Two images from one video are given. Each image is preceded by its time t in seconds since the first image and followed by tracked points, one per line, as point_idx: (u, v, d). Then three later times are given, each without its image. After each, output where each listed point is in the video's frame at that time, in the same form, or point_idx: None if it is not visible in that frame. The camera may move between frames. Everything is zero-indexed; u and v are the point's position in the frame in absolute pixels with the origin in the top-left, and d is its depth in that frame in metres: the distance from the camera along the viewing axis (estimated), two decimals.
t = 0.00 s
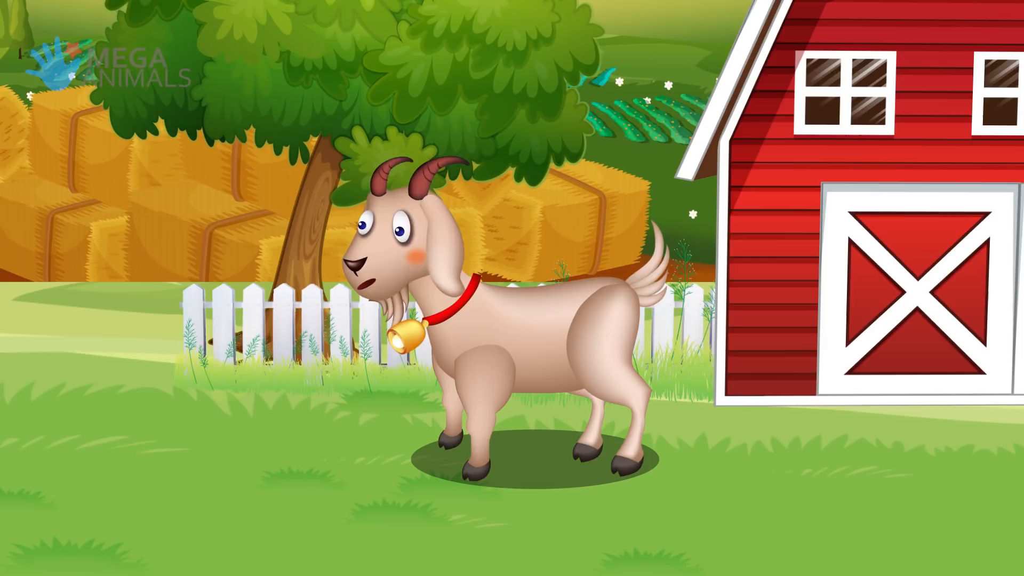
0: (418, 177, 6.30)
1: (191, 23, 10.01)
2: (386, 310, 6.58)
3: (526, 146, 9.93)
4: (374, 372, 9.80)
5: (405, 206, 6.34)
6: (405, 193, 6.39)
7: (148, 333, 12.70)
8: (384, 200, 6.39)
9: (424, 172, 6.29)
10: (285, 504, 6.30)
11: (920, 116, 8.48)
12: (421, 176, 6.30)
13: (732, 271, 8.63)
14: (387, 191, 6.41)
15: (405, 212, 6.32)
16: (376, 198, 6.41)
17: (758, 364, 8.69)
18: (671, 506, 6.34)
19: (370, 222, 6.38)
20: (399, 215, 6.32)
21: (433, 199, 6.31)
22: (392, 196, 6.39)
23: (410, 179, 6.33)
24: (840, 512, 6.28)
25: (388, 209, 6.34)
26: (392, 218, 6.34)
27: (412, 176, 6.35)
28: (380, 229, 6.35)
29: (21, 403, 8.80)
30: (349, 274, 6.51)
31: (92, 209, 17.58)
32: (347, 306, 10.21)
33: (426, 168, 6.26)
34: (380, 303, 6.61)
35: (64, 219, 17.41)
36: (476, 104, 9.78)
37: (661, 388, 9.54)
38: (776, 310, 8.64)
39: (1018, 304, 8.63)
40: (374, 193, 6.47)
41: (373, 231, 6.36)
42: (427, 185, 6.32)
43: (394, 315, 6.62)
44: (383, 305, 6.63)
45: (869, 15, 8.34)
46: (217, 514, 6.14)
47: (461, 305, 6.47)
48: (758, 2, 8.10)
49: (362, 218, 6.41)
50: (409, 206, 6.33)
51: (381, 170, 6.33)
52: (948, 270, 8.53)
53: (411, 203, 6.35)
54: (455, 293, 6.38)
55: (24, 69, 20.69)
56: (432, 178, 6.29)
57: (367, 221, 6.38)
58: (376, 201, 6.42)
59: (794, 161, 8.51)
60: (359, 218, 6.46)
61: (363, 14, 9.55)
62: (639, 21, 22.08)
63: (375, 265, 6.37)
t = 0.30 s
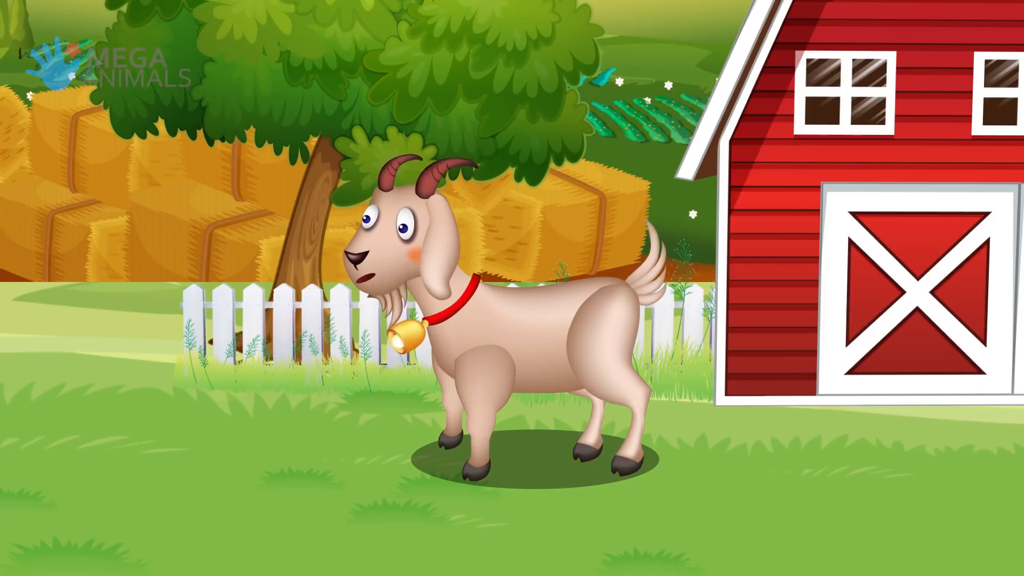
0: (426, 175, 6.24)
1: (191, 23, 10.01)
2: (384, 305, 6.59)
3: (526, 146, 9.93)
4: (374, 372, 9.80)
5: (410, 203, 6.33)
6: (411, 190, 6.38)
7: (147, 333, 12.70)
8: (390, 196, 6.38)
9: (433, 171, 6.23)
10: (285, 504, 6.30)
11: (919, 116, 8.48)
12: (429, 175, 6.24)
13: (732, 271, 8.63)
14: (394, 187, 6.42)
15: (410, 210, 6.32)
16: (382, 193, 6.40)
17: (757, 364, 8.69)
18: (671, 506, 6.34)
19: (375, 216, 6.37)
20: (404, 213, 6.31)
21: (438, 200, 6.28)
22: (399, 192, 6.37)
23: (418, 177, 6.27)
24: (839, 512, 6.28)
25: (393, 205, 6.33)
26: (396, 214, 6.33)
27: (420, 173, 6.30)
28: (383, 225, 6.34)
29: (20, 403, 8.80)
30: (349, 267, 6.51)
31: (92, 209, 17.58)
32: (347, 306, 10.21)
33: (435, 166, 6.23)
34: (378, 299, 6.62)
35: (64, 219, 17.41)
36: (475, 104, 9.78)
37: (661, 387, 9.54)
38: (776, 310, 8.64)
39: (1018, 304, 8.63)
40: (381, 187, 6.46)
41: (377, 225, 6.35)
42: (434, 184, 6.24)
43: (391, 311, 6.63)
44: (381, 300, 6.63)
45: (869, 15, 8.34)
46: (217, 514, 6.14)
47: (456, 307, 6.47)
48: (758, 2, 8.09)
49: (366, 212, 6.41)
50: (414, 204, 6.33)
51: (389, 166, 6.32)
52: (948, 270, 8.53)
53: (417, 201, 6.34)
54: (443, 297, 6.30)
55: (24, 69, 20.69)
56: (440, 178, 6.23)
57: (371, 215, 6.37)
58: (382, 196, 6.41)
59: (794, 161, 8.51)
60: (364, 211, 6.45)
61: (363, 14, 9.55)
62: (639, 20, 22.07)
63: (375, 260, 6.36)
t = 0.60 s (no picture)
0: (425, 175, 6.24)
1: (190, 23, 10.01)
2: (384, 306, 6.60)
3: (526, 146, 9.93)
4: (374, 372, 9.80)
5: (409, 203, 6.33)
6: (410, 190, 6.38)
7: (148, 333, 12.70)
8: (390, 196, 6.38)
9: (433, 171, 6.23)
10: (285, 504, 6.30)
11: (919, 116, 8.48)
12: (429, 175, 6.23)
13: (732, 271, 8.62)
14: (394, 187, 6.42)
15: (409, 210, 6.32)
16: (382, 193, 6.41)
17: (757, 364, 8.69)
18: (671, 506, 6.34)
19: (374, 216, 6.37)
20: (404, 213, 6.31)
21: (438, 200, 6.28)
22: (398, 192, 6.37)
23: (417, 177, 6.27)
24: (839, 512, 6.28)
25: (393, 205, 6.33)
26: (396, 214, 6.33)
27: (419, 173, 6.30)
28: (383, 225, 6.34)
29: (21, 403, 8.80)
30: (349, 267, 6.51)
31: (92, 209, 17.57)
32: (347, 306, 10.21)
33: (434, 167, 6.22)
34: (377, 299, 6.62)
35: (64, 219, 17.41)
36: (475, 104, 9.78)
37: (661, 387, 9.54)
38: (776, 310, 8.64)
39: (1018, 304, 8.63)
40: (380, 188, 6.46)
41: (376, 226, 6.35)
42: (433, 184, 6.24)
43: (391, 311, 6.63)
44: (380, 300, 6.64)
45: (869, 15, 8.34)
46: (217, 514, 6.14)
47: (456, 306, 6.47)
48: (758, 2, 8.09)
49: (366, 212, 6.41)
50: (414, 204, 6.32)
51: (389, 166, 6.32)
52: (948, 270, 8.53)
53: (416, 201, 6.33)
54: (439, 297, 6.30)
55: (24, 69, 20.69)
56: (439, 178, 6.23)
57: (370, 216, 6.37)
58: (381, 196, 6.41)
59: (794, 161, 8.51)
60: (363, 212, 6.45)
61: (363, 14, 9.54)
62: (639, 20, 22.07)
63: (375, 259, 6.36)
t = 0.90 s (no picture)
0: (436, 187, 6.33)
1: (190, 23, 10.00)
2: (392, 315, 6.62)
3: (526, 146, 9.93)
4: (374, 372, 9.80)
5: (421, 214, 6.37)
6: (419, 201, 6.42)
7: (148, 333, 12.70)
8: (400, 206, 6.41)
9: (443, 181, 6.32)
10: (285, 504, 6.30)
11: (920, 116, 8.48)
12: (438, 186, 6.34)
13: (732, 271, 8.62)
14: (403, 198, 6.44)
15: (420, 220, 6.36)
16: (392, 204, 6.42)
17: (757, 363, 8.69)
18: (671, 505, 6.34)
19: (385, 227, 6.38)
20: (415, 223, 6.34)
21: (449, 210, 6.36)
22: (408, 202, 6.41)
23: (427, 188, 6.36)
24: (839, 512, 6.28)
25: (404, 216, 6.36)
26: (408, 224, 6.36)
27: (429, 184, 6.38)
28: (394, 236, 6.36)
29: (20, 403, 8.80)
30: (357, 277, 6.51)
31: (92, 209, 17.57)
32: (347, 306, 10.21)
33: (446, 177, 6.31)
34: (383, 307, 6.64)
35: (64, 219, 17.40)
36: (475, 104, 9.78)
37: (661, 387, 9.54)
38: (776, 309, 8.64)
39: (1018, 304, 8.64)
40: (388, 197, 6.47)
41: (388, 236, 6.37)
42: (444, 195, 6.33)
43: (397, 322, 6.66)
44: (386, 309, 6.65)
45: (869, 15, 8.33)
46: (217, 514, 6.14)
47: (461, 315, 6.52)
48: (758, 2, 8.09)
49: (375, 222, 6.41)
50: (425, 214, 6.37)
51: (399, 176, 6.34)
52: (948, 270, 8.53)
53: (427, 211, 6.38)
54: (446, 307, 6.39)
55: (24, 69, 20.69)
56: (449, 188, 6.34)
57: (381, 226, 6.38)
58: (391, 206, 6.42)
59: (793, 161, 8.51)
60: (371, 221, 6.45)
61: (363, 14, 9.54)
62: (640, 20, 21.99)
63: (387, 270, 6.37)
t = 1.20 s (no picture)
0: (369, 183, 6.24)
1: (190, 23, 10.01)
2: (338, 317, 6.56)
3: (526, 146, 9.93)
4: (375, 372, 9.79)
5: (357, 213, 6.28)
6: (357, 200, 6.34)
7: (148, 333, 12.70)
8: (336, 208, 6.33)
9: (375, 178, 6.22)
10: (285, 504, 6.30)
11: (920, 116, 8.48)
12: (372, 183, 6.23)
13: (732, 271, 8.62)
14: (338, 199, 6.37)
15: (357, 219, 6.27)
16: (327, 206, 6.36)
17: (757, 363, 8.70)
18: (670, 506, 6.34)
19: (323, 230, 6.30)
20: (352, 222, 6.26)
21: (384, 205, 6.25)
22: (344, 203, 6.33)
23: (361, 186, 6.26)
24: (839, 512, 6.28)
25: (340, 217, 6.29)
26: (345, 225, 6.27)
27: (363, 182, 6.30)
28: (332, 237, 6.28)
29: (21, 403, 8.80)
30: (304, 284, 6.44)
31: (92, 209, 17.57)
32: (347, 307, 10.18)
33: (376, 173, 6.20)
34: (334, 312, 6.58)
35: (65, 219, 17.41)
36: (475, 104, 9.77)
37: (661, 388, 9.54)
38: (776, 309, 8.64)
39: (1018, 304, 8.64)
40: (325, 201, 6.42)
41: (326, 239, 6.29)
42: (378, 191, 6.25)
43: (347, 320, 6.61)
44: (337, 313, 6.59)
45: (869, 15, 8.33)
46: (216, 514, 6.14)
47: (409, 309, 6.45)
48: (758, 2, 8.09)
49: (314, 226, 6.33)
50: (362, 213, 6.28)
51: (331, 177, 6.28)
52: (948, 270, 8.53)
53: (363, 210, 6.29)
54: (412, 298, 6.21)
55: (24, 69, 20.69)
56: (382, 184, 6.22)
57: (319, 230, 6.30)
58: (328, 209, 6.36)
59: (794, 161, 8.51)
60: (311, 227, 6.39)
61: (363, 14, 9.54)
62: (640, 20, 21.87)
63: (329, 273, 6.30)
